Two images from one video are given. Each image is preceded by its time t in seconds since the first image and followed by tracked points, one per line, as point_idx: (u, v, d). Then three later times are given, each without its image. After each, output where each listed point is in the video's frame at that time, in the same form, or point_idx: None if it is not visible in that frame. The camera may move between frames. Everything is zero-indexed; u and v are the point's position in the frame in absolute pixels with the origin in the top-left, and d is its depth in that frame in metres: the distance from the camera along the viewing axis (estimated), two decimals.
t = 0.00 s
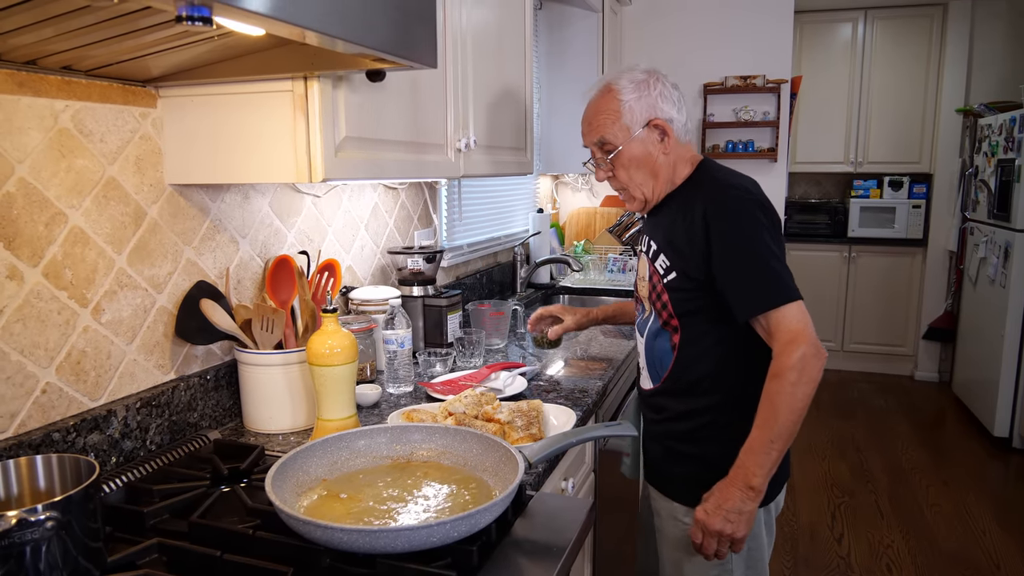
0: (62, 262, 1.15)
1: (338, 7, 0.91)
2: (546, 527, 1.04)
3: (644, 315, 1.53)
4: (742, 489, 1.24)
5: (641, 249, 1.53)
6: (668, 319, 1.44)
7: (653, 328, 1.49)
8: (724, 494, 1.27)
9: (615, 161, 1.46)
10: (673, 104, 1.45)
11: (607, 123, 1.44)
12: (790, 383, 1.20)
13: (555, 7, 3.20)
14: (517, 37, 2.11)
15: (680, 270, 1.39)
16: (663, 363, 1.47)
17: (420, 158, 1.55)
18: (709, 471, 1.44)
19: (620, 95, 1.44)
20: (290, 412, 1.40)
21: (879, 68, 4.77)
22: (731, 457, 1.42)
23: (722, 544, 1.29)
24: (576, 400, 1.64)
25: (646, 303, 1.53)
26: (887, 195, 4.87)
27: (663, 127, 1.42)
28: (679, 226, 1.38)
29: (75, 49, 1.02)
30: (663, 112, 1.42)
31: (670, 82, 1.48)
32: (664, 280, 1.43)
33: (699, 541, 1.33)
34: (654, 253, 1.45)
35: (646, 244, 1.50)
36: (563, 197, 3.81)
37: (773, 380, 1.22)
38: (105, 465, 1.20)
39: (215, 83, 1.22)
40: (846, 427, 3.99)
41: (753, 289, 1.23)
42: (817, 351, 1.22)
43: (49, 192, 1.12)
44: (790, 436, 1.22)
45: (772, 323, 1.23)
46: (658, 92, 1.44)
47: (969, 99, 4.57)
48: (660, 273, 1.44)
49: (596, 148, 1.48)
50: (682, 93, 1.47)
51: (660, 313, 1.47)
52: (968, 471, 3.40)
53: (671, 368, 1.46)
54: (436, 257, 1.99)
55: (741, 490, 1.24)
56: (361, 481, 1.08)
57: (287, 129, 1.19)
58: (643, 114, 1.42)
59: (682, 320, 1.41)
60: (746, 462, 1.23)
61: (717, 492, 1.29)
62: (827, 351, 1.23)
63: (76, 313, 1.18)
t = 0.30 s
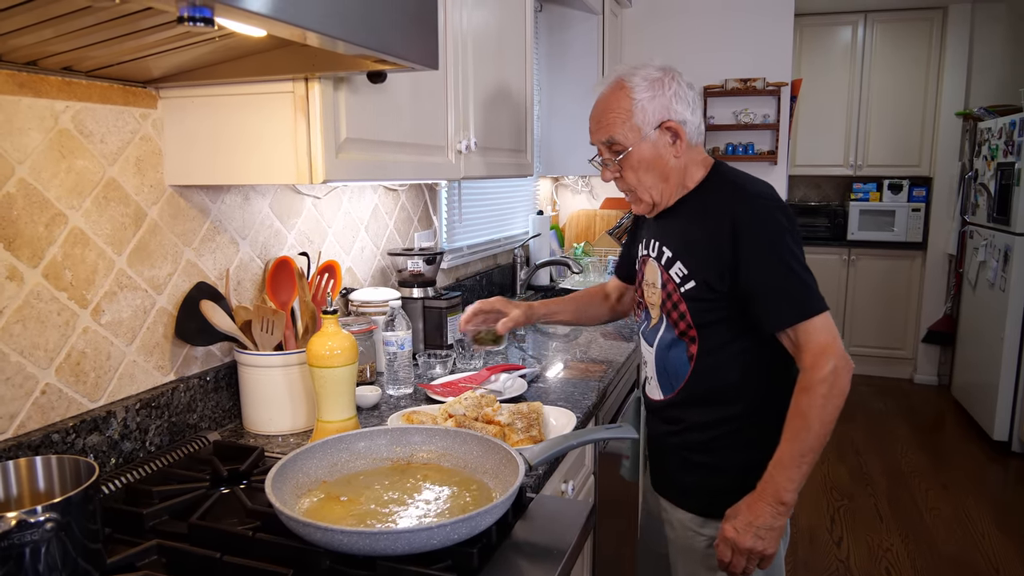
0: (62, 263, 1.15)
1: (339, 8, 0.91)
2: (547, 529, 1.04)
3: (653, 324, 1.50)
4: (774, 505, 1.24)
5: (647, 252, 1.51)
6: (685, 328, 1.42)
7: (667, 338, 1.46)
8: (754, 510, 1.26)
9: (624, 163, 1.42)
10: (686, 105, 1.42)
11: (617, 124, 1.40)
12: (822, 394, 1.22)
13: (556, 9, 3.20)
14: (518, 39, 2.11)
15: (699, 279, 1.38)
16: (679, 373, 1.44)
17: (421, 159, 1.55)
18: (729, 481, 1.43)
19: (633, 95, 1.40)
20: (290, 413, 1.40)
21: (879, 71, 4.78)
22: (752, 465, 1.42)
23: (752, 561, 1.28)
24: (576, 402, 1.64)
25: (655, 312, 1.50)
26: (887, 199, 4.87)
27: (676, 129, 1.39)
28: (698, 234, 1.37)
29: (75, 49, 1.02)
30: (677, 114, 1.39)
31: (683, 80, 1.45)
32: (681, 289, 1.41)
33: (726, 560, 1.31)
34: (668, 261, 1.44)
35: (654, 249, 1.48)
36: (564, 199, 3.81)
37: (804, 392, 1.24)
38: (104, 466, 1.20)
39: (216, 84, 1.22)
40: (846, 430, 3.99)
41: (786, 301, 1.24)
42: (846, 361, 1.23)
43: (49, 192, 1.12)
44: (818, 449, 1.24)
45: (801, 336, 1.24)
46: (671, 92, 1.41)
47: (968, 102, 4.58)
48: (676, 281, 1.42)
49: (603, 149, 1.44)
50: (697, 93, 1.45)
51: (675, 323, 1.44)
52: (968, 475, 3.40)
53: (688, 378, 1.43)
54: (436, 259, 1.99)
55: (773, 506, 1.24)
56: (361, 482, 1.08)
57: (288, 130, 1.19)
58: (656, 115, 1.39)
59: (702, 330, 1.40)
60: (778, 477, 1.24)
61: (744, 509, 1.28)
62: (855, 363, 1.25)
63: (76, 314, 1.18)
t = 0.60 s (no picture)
0: (66, 264, 1.15)
1: (342, 9, 0.91)
2: (551, 530, 1.04)
3: (669, 333, 1.41)
4: (834, 499, 1.20)
5: (655, 260, 1.42)
6: (715, 335, 1.35)
7: (692, 348, 1.38)
8: (816, 506, 1.21)
9: (628, 168, 1.36)
10: (692, 108, 1.36)
11: (623, 127, 1.34)
12: (867, 383, 1.21)
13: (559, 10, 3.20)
14: (522, 40, 2.11)
15: (726, 281, 1.32)
16: (707, 383, 1.37)
17: (425, 160, 1.55)
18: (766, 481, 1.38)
19: (639, 97, 1.34)
20: (293, 413, 1.40)
21: (883, 73, 4.77)
22: (775, 469, 1.37)
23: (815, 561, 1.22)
24: (580, 403, 1.63)
25: (671, 320, 1.40)
26: (891, 201, 4.87)
27: (683, 133, 1.34)
28: (722, 234, 1.33)
29: (80, 50, 1.02)
30: (683, 117, 1.34)
31: (688, 81, 1.40)
32: (707, 295, 1.34)
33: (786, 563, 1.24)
34: (688, 267, 1.36)
35: (665, 255, 1.40)
36: (567, 200, 3.81)
37: (849, 381, 1.23)
38: (108, 466, 1.20)
39: (220, 84, 1.22)
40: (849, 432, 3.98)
41: (829, 295, 1.23)
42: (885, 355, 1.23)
43: (53, 193, 1.12)
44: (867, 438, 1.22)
45: (840, 329, 1.24)
46: (677, 94, 1.35)
47: (972, 103, 4.57)
48: (700, 286, 1.35)
49: (607, 154, 1.37)
50: (702, 95, 1.40)
51: (701, 331, 1.36)
52: (972, 478, 3.38)
53: (718, 386, 1.37)
54: (440, 260, 1.99)
55: (832, 501, 1.20)
56: (364, 483, 1.08)
57: (291, 130, 1.19)
58: (663, 118, 1.33)
59: (732, 335, 1.34)
60: (837, 470, 1.20)
61: (806, 507, 1.22)
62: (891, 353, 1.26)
63: (80, 314, 1.18)
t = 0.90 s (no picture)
0: (70, 260, 1.15)
1: (346, 3, 0.90)
2: (557, 528, 1.04)
3: (678, 334, 1.39)
4: (859, 490, 1.24)
5: (660, 262, 1.40)
6: (728, 335, 1.34)
7: (703, 349, 1.36)
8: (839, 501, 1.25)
9: (644, 164, 1.29)
10: (702, 103, 1.34)
11: (640, 121, 1.28)
12: (881, 375, 1.24)
13: (563, 7, 3.19)
14: (526, 37, 2.10)
15: (740, 280, 1.31)
16: (719, 384, 1.36)
17: (428, 157, 1.55)
18: (777, 480, 1.37)
19: (655, 90, 1.29)
20: (297, 410, 1.40)
21: (888, 69, 4.75)
22: (784, 468, 1.37)
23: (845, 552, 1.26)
24: (584, 400, 1.63)
25: (679, 321, 1.38)
26: (895, 197, 4.86)
27: (697, 128, 1.31)
28: (735, 232, 1.31)
29: (83, 46, 1.02)
30: (696, 112, 1.32)
31: (694, 76, 1.37)
32: (719, 295, 1.33)
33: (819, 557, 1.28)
34: (698, 267, 1.34)
35: (672, 255, 1.38)
36: (570, 197, 3.81)
37: (865, 373, 1.25)
38: (112, 463, 1.20)
39: (223, 81, 1.22)
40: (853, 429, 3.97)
41: (847, 291, 1.24)
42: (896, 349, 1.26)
43: (57, 189, 1.12)
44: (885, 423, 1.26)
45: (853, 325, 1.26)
46: (688, 88, 1.32)
47: (978, 99, 4.54)
48: (711, 286, 1.33)
49: (619, 151, 1.30)
50: (708, 91, 1.38)
51: (714, 331, 1.35)
52: (977, 475, 3.38)
53: (731, 387, 1.36)
54: (444, 256, 1.99)
55: (858, 492, 1.24)
56: (368, 480, 1.08)
57: (295, 126, 1.18)
58: (679, 113, 1.29)
59: (745, 334, 1.33)
60: (861, 461, 1.24)
61: (832, 501, 1.26)
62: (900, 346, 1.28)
63: (84, 311, 1.18)
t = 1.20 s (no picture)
0: (74, 260, 1.15)
1: (349, 3, 0.90)
2: (559, 528, 1.03)
3: (683, 336, 1.39)
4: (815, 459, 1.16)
5: (664, 262, 1.39)
6: (733, 338, 1.33)
7: (708, 352, 1.36)
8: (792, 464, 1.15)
9: (657, 161, 1.27)
10: (713, 101, 1.34)
11: (653, 116, 1.26)
12: (874, 371, 1.21)
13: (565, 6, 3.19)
14: (528, 36, 2.10)
15: (746, 282, 1.31)
16: (724, 387, 1.36)
17: (431, 156, 1.55)
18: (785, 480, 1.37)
19: (669, 86, 1.27)
20: (299, 410, 1.40)
21: (891, 67, 4.74)
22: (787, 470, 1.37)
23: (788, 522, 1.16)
24: (586, 400, 1.63)
25: (685, 323, 1.38)
26: (898, 196, 4.85)
27: (709, 126, 1.30)
28: (741, 233, 1.31)
29: (86, 46, 1.02)
30: (709, 110, 1.31)
31: (704, 74, 1.36)
32: (725, 297, 1.33)
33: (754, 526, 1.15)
34: (704, 269, 1.34)
35: (677, 256, 1.37)
36: (572, 196, 3.80)
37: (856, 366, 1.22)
38: (115, 462, 1.20)
39: (225, 80, 1.22)
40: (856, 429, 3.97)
41: (852, 295, 1.23)
42: (893, 365, 1.24)
43: (61, 188, 1.12)
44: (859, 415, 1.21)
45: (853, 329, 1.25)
46: (700, 85, 1.32)
47: (981, 98, 4.53)
48: (717, 288, 1.33)
49: (631, 146, 1.28)
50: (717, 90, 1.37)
51: (719, 333, 1.34)
52: (979, 474, 3.37)
53: (736, 390, 1.35)
54: (446, 256, 1.99)
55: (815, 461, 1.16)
56: (370, 479, 1.08)
57: (298, 126, 1.18)
58: (693, 110, 1.28)
59: (750, 337, 1.33)
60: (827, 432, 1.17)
61: (784, 466, 1.15)
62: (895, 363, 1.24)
63: (87, 310, 1.18)
